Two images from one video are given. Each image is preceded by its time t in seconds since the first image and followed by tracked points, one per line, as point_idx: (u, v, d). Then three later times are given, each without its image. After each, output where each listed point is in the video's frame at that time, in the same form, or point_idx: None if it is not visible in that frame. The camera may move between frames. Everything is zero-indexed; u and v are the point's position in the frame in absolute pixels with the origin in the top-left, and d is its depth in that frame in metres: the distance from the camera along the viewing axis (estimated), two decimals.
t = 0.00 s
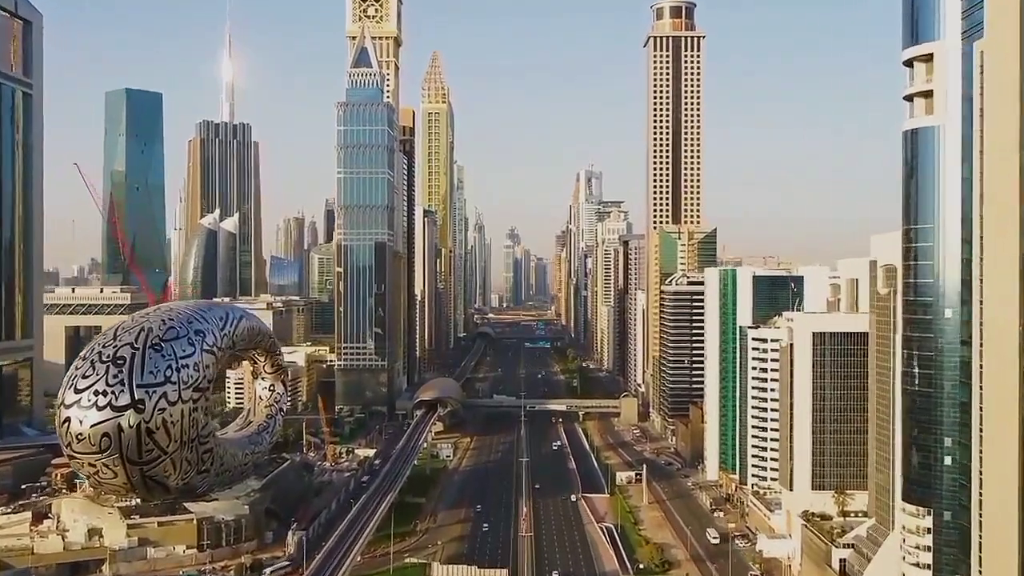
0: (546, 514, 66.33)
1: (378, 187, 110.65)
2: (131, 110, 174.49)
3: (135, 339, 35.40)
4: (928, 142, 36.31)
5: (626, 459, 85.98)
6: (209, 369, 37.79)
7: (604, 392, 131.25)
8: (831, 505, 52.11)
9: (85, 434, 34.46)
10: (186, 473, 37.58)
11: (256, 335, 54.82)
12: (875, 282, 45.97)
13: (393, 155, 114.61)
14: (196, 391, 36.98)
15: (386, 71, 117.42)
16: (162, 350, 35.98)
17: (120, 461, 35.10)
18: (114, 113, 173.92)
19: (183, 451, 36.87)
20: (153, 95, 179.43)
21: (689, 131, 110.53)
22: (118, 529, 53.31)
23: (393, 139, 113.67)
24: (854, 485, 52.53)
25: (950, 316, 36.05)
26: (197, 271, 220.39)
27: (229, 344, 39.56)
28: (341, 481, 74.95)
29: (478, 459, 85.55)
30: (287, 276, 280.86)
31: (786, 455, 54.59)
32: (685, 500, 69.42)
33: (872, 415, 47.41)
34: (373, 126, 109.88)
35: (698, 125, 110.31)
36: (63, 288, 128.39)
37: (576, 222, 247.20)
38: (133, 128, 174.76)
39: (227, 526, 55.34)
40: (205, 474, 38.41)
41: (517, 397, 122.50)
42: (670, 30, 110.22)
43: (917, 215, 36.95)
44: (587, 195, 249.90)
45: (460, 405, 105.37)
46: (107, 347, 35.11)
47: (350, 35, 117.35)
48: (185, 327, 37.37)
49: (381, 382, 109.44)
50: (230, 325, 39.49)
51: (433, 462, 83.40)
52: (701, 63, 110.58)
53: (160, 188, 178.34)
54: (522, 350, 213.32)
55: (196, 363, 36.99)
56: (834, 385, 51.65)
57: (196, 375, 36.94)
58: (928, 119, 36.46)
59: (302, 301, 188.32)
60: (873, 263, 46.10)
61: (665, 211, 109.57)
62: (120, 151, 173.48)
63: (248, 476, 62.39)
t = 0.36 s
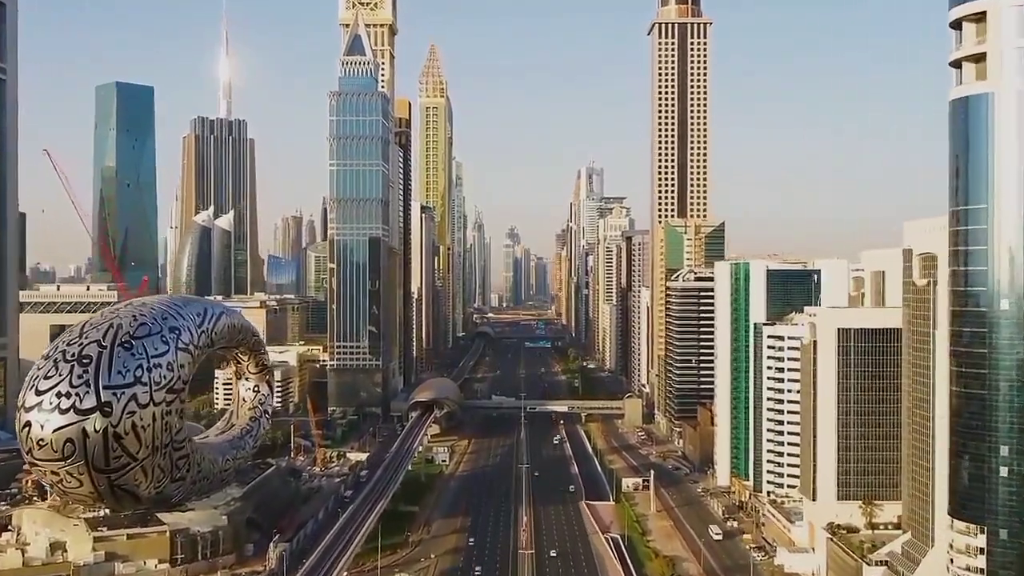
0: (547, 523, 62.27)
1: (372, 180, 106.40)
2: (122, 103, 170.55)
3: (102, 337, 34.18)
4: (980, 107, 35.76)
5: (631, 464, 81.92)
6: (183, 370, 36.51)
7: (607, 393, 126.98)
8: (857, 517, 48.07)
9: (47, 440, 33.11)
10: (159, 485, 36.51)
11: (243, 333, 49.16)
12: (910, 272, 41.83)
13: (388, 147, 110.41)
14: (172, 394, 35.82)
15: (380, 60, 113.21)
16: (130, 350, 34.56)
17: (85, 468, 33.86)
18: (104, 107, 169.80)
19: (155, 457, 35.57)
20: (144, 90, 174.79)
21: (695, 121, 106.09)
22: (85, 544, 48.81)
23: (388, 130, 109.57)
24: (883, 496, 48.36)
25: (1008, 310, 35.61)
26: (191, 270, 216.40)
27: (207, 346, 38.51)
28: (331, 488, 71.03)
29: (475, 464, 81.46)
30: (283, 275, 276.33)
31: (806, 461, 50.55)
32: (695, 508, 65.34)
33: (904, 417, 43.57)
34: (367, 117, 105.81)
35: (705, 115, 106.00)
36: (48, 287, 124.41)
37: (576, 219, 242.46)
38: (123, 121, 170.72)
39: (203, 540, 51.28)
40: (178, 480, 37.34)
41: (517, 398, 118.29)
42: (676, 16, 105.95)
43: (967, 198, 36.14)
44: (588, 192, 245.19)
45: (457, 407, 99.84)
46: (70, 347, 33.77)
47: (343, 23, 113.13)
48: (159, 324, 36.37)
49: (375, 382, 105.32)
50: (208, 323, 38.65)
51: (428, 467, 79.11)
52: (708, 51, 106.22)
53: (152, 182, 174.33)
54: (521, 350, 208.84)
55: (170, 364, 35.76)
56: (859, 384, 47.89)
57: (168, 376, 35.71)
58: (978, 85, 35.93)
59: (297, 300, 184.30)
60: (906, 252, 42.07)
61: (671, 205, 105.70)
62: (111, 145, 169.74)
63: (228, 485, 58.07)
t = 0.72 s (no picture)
0: (549, 533, 57.94)
1: (365, 171, 102.07)
2: (111, 97, 165.56)
3: (64, 334, 27.68)
4: None
5: (637, 468, 77.66)
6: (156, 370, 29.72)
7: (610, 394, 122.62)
8: (890, 531, 43.97)
9: None
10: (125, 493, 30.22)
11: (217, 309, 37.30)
12: (954, 260, 37.60)
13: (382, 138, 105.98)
14: (144, 397, 29.41)
15: (374, 48, 108.96)
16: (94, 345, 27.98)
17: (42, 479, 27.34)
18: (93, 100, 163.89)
19: (121, 465, 28.96)
20: (132, 83, 169.56)
21: (701, 110, 101.65)
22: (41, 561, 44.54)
23: (382, 121, 105.24)
24: (918, 508, 44.29)
25: None
26: (184, 269, 212.02)
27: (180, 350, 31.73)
28: (318, 496, 66.75)
29: (472, 469, 77.15)
30: (279, 274, 271.51)
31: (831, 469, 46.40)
32: (706, 517, 61.11)
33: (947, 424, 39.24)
34: (359, 106, 101.45)
35: (712, 104, 101.65)
36: (31, 284, 120.05)
37: (577, 217, 237.52)
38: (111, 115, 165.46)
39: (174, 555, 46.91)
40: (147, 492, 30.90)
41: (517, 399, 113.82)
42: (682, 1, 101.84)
43: (1016, 168, 32.83)
44: (589, 189, 240.42)
45: (454, 409, 95.66)
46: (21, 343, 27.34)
47: (335, 10, 108.84)
48: (129, 323, 29.52)
49: (368, 383, 100.95)
50: (183, 320, 31.74)
51: (422, 473, 74.71)
52: (715, 37, 101.85)
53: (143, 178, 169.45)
54: (521, 350, 204.19)
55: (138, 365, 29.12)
56: (890, 385, 43.86)
57: (137, 378, 28.96)
58: None
59: (291, 299, 179.90)
60: (949, 237, 37.87)
61: (676, 198, 101.51)
62: (100, 141, 164.90)
63: (204, 493, 53.75)
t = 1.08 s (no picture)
0: (551, 546, 53.78)
1: (358, 164, 97.87)
2: (101, 90, 159.00)
3: (15, 328, 21.09)
4: None
5: (644, 474, 73.62)
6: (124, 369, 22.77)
7: (612, 395, 118.33)
8: (930, 548, 40.88)
9: None
10: (89, 514, 23.15)
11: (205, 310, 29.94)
12: (1008, 248, 33.90)
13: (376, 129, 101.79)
14: (109, 400, 22.32)
15: (367, 36, 104.82)
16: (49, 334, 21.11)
17: None
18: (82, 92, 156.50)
19: (82, 477, 22.08)
20: (123, 76, 162.92)
21: (709, 100, 97.54)
22: None
23: (376, 111, 101.13)
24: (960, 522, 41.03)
25: None
26: (177, 268, 207.61)
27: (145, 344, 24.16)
28: (305, 504, 62.78)
29: (469, 475, 73.10)
30: (275, 273, 267.01)
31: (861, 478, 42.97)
32: (720, 527, 57.02)
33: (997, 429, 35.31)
34: (352, 95, 97.28)
35: (719, 93, 97.57)
36: (13, 282, 115.80)
37: (578, 215, 233.02)
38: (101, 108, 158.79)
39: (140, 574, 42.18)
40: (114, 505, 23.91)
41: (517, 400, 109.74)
42: None
43: None
44: (589, 186, 235.98)
45: (451, 411, 91.57)
46: None
47: None
48: (90, 313, 22.65)
49: (362, 384, 96.80)
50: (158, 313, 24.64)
51: (416, 479, 70.53)
52: (722, 23, 97.73)
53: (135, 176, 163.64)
54: (521, 350, 199.89)
55: (101, 364, 22.18)
56: (928, 387, 40.69)
57: (100, 376, 22.11)
58: None
59: (285, 297, 175.55)
60: (1003, 221, 34.18)
61: (682, 191, 97.37)
62: (89, 135, 158.77)
63: (175, 504, 49.60)
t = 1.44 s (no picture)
0: (554, 560, 49.58)
1: (350, 155, 93.64)
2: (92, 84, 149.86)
3: None
4: None
5: (651, 481, 69.47)
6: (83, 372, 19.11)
7: (615, 397, 114.17)
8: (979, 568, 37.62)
9: None
10: (43, 532, 19.30)
11: (170, 310, 24.51)
12: None
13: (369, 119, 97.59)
14: (67, 404, 18.58)
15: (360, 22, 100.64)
16: None
17: None
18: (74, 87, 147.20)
19: (32, 490, 18.37)
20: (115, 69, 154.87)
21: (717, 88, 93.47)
22: None
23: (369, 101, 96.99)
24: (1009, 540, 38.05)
25: None
26: (170, 266, 203.54)
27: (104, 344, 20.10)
28: (290, 512, 58.66)
29: (466, 482, 69.00)
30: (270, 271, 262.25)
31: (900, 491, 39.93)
32: (735, 540, 52.87)
33: None
34: (343, 83, 93.10)
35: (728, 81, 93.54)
36: None
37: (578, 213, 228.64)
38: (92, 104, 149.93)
39: None
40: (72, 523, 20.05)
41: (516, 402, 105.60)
42: None
43: None
44: (590, 183, 231.66)
45: (447, 413, 87.37)
46: None
47: None
48: (43, 304, 18.93)
49: (354, 385, 92.65)
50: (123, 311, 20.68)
51: (409, 487, 66.42)
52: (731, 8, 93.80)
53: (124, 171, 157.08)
54: (520, 350, 195.49)
55: (57, 364, 18.47)
56: (974, 390, 37.94)
57: (53, 380, 18.49)
58: None
59: (279, 296, 171.00)
60: None
61: (689, 184, 93.18)
62: (78, 131, 150.18)
63: (144, 517, 45.54)
